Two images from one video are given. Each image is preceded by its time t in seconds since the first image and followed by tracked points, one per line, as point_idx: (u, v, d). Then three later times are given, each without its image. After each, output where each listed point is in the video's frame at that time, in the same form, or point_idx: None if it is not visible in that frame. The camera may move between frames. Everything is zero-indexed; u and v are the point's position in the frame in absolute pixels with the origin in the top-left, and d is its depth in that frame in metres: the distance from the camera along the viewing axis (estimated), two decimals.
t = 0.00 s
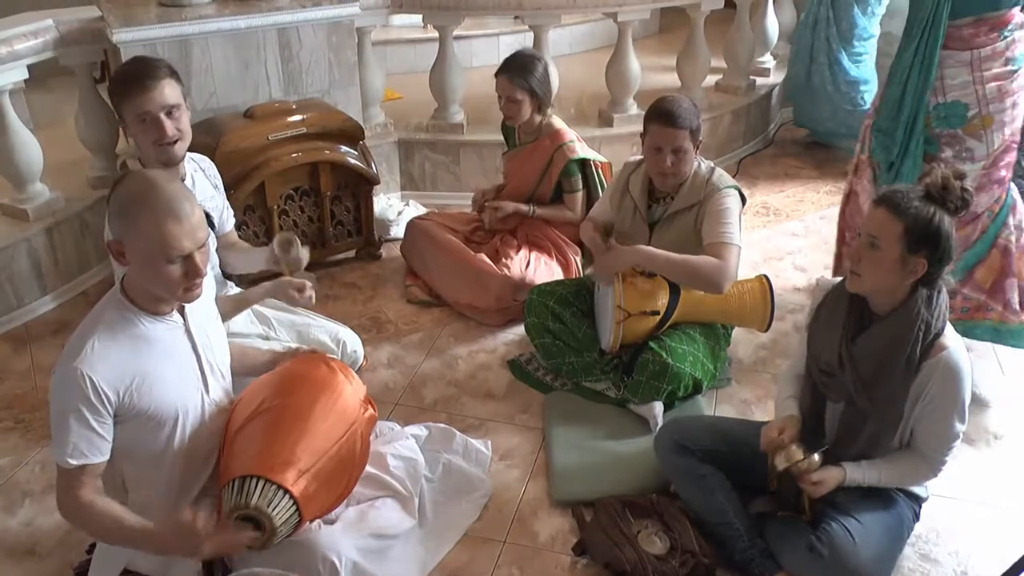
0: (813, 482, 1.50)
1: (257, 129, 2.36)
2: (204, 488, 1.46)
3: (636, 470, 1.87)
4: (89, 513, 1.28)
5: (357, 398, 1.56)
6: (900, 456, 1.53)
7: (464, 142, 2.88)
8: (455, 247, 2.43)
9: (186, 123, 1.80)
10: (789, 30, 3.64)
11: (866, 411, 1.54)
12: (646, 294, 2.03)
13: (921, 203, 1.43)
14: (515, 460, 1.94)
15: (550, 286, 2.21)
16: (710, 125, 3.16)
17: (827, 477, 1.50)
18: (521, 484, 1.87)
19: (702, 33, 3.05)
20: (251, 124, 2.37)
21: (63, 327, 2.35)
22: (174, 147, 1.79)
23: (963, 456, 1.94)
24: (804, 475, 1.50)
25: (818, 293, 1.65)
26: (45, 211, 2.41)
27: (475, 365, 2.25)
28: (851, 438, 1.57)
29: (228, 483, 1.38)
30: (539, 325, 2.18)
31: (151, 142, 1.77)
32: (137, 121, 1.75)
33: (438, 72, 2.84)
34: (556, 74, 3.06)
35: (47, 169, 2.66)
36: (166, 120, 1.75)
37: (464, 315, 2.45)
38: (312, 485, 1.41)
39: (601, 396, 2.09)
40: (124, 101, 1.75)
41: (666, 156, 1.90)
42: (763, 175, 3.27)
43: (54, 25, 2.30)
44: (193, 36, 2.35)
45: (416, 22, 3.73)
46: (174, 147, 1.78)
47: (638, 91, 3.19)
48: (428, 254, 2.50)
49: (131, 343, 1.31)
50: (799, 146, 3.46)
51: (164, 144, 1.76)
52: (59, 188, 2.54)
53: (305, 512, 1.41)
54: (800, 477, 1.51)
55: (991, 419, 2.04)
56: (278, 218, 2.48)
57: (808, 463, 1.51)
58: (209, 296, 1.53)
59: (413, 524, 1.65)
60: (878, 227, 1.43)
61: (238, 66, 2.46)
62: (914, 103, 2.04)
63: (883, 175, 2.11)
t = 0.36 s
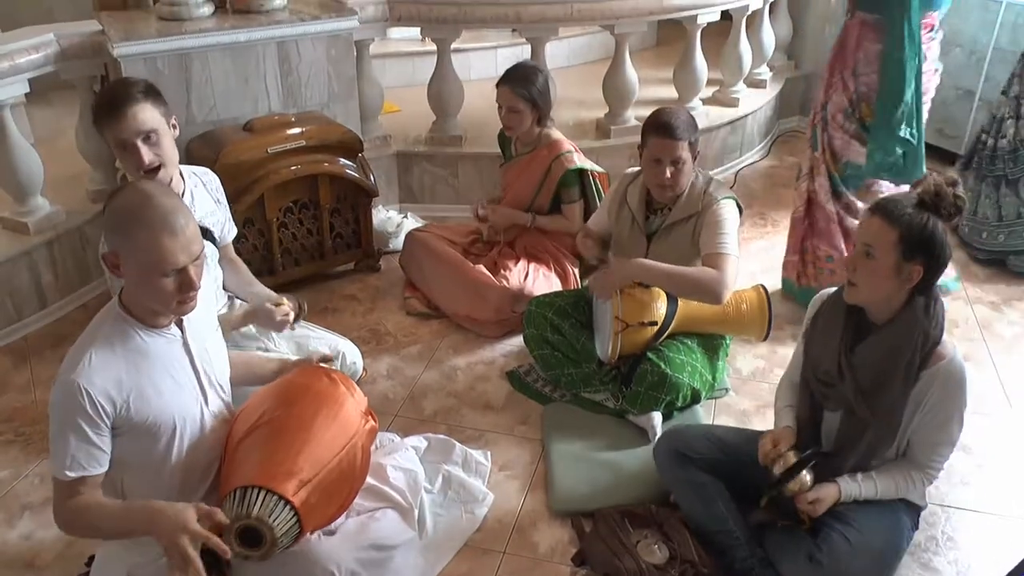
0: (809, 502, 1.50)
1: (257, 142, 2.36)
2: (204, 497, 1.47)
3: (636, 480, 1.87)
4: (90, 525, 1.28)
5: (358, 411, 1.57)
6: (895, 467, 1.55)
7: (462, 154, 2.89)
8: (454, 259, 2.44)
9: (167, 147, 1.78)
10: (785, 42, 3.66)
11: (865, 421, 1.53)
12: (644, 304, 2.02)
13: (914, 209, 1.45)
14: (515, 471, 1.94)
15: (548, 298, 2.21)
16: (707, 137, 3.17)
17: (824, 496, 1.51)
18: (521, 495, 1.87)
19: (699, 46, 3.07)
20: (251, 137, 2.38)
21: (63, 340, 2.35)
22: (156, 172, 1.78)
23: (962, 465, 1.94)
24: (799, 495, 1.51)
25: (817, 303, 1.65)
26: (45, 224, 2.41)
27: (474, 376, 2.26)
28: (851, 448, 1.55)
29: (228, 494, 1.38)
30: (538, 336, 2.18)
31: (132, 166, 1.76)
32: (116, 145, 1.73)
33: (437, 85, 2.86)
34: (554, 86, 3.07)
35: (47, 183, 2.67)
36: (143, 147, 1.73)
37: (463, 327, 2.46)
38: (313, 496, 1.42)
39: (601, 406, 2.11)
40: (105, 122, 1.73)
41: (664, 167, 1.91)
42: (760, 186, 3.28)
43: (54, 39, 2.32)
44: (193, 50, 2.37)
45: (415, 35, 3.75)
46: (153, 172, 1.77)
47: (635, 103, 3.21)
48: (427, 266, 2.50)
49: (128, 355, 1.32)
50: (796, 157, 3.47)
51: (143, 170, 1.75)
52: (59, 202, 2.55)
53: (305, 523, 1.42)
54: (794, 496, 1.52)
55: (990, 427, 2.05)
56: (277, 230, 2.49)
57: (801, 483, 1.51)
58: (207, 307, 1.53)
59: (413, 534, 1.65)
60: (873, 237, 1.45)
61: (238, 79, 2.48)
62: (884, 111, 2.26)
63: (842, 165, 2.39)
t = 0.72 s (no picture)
0: (813, 499, 1.51)
1: (257, 159, 2.37)
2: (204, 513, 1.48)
3: (637, 494, 1.87)
4: (96, 542, 1.28)
5: (355, 425, 1.58)
6: (901, 476, 1.53)
7: (461, 170, 2.91)
8: (454, 274, 2.44)
9: (185, 154, 1.84)
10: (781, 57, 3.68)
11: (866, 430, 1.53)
12: (644, 318, 2.03)
13: (909, 217, 1.45)
14: (516, 485, 1.94)
15: (549, 311, 2.21)
16: (705, 152, 3.19)
17: (829, 493, 1.51)
18: (522, 509, 1.87)
19: (697, 61, 3.09)
20: (251, 153, 2.39)
21: (64, 357, 2.35)
22: (174, 179, 1.83)
23: (963, 477, 1.94)
24: (803, 493, 1.53)
25: (814, 316, 1.65)
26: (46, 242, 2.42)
27: (474, 391, 2.26)
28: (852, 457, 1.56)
29: (225, 507, 1.38)
30: (539, 351, 2.18)
31: (151, 173, 1.81)
32: (135, 151, 1.78)
33: (436, 101, 2.87)
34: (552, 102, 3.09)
35: (48, 201, 2.68)
36: (165, 152, 1.78)
37: (462, 342, 2.46)
38: (309, 509, 1.42)
39: (601, 420, 2.11)
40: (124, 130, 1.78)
41: (663, 182, 1.92)
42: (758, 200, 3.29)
43: (57, 58, 2.33)
44: (194, 67, 2.38)
45: (414, 52, 3.78)
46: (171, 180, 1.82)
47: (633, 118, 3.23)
48: (427, 281, 2.51)
49: (131, 371, 1.32)
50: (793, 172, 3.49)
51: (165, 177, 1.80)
52: (59, 219, 2.56)
53: (302, 536, 1.41)
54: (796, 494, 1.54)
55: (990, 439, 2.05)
56: (278, 246, 2.50)
57: (805, 480, 1.55)
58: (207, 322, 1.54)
59: (413, 548, 1.66)
60: (871, 249, 1.45)
61: (238, 96, 2.49)
62: (840, 96, 2.30)
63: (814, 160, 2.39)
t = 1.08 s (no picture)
0: (810, 527, 1.52)
1: (262, 179, 2.39)
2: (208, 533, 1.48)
3: (641, 513, 1.87)
4: (99, 557, 1.28)
5: (361, 439, 1.58)
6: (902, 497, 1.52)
7: (465, 189, 2.92)
8: (458, 293, 2.45)
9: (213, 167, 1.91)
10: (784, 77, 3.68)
11: (866, 450, 1.54)
12: (648, 336, 2.04)
13: (914, 245, 1.44)
14: (519, 503, 1.93)
15: (552, 331, 2.20)
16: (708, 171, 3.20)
17: (825, 521, 1.51)
18: (526, 527, 1.86)
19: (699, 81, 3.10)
20: (256, 173, 2.41)
21: (68, 375, 2.36)
22: (203, 191, 1.88)
23: (970, 495, 1.93)
24: (803, 520, 1.54)
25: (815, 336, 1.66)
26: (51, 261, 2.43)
27: (478, 410, 2.25)
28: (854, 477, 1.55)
29: (233, 525, 1.39)
30: (542, 370, 2.17)
31: (182, 184, 1.86)
32: (168, 161, 1.86)
33: (440, 121, 2.88)
34: (555, 121, 3.10)
35: (54, 220, 2.69)
36: (197, 161, 1.86)
37: (467, 361, 2.45)
38: (317, 526, 1.43)
39: (605, 440, 2.11)
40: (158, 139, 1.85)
41: (665, 202, 1.92)
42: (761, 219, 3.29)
43: (64, 78, 2.35)
44: (200, 87, 2.40)
45: (418, 72, 3.80)
46: (200, 191, 1.88)
47: (636, 137, 3.24)
48: (431, 301, 2.51)
49: (136, 389, 1.33)
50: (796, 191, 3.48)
51: (195, 186, 1.86)
52: (66, 239, 2.57)
53: (310, 553, 1.43)
54: (797, 519, 1.56)
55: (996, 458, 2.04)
56: (282, 266, 2.50)
57: (808, 507, 1.55)
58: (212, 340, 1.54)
59: (417, 567, 1.65)
60: (872, 270, 1.46)
61: (243, 116, 2.51)
62: (776, 99, 2.44)
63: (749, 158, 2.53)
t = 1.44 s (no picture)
0: None
1: (281, 234, 2.41)
2: None
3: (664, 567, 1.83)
4: None
5: (383, 498, 1.60)
6: (931, 549, 1.51)
7: (483, 243, 2.93)
8: (476, 345, 2.44)
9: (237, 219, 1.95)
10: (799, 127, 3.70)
11: (894, 503, 1.51)
12: (669, 388, 2.00)
13: (935, 295, 1.45)
14: (541, 558, 1.90)
15: (571, 386, 2.17)
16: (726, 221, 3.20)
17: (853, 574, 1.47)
18: None
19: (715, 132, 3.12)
20: (275, 229, 2.43)
21: (87, 431, 2.35)
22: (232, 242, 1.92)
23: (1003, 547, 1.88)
24: None
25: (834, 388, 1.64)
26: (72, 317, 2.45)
27: (498, 464, 2.23)
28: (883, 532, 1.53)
29: None
30: (562, 425, 2.15)
31: (208, 240, 1.90)
32: (196, 215, 1.89)
33: (457, 175, 2.91)
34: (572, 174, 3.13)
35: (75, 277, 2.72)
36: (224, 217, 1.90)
37: (487, 415, 2.43)
38: None
39: (626, 493, 2.08)
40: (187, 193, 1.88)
41: (684, 252, 1.93)
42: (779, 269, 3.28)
43: (89, 136, 2.39)
44: (222, 143, 2.43)
45: (435, 126, 3.86)
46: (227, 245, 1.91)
47: (653, 188, 3.26)
48: (449, 354, 2.50)
49: (152, 443, 1.32)
50: (814, 240, 3.48)
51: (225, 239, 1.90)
52: (87, 295, 2.59)
53: None
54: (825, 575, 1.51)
55: None
56: (302, 320, 2.51)
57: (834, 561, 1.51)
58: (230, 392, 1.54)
59: None
60: (894, 319, 1.44)
61: (264, 172, 2.54)
62: (749, 145, 2.51)
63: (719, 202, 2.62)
